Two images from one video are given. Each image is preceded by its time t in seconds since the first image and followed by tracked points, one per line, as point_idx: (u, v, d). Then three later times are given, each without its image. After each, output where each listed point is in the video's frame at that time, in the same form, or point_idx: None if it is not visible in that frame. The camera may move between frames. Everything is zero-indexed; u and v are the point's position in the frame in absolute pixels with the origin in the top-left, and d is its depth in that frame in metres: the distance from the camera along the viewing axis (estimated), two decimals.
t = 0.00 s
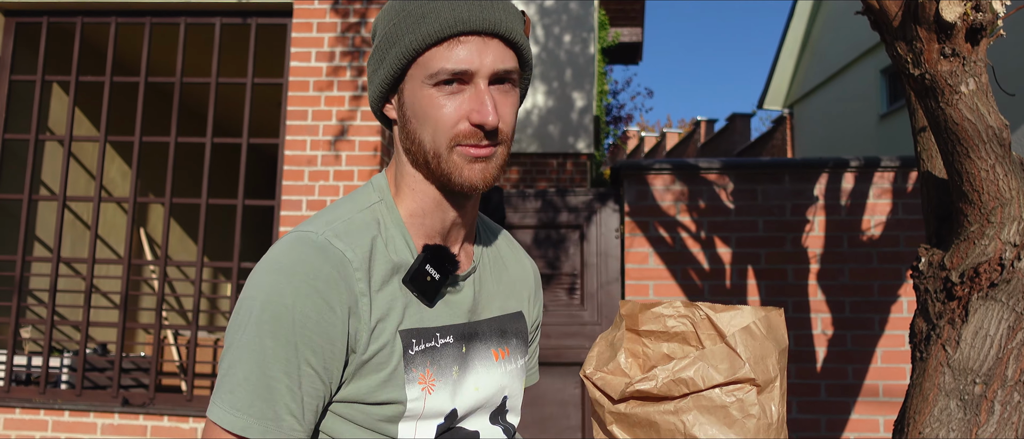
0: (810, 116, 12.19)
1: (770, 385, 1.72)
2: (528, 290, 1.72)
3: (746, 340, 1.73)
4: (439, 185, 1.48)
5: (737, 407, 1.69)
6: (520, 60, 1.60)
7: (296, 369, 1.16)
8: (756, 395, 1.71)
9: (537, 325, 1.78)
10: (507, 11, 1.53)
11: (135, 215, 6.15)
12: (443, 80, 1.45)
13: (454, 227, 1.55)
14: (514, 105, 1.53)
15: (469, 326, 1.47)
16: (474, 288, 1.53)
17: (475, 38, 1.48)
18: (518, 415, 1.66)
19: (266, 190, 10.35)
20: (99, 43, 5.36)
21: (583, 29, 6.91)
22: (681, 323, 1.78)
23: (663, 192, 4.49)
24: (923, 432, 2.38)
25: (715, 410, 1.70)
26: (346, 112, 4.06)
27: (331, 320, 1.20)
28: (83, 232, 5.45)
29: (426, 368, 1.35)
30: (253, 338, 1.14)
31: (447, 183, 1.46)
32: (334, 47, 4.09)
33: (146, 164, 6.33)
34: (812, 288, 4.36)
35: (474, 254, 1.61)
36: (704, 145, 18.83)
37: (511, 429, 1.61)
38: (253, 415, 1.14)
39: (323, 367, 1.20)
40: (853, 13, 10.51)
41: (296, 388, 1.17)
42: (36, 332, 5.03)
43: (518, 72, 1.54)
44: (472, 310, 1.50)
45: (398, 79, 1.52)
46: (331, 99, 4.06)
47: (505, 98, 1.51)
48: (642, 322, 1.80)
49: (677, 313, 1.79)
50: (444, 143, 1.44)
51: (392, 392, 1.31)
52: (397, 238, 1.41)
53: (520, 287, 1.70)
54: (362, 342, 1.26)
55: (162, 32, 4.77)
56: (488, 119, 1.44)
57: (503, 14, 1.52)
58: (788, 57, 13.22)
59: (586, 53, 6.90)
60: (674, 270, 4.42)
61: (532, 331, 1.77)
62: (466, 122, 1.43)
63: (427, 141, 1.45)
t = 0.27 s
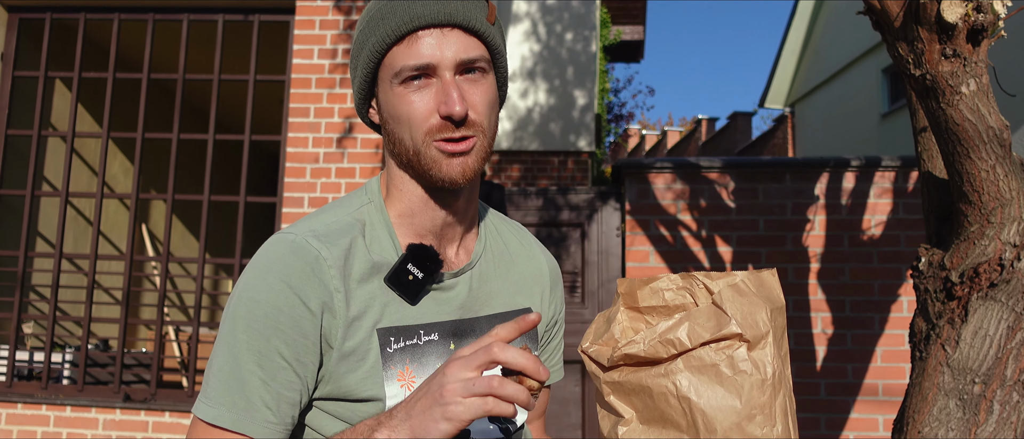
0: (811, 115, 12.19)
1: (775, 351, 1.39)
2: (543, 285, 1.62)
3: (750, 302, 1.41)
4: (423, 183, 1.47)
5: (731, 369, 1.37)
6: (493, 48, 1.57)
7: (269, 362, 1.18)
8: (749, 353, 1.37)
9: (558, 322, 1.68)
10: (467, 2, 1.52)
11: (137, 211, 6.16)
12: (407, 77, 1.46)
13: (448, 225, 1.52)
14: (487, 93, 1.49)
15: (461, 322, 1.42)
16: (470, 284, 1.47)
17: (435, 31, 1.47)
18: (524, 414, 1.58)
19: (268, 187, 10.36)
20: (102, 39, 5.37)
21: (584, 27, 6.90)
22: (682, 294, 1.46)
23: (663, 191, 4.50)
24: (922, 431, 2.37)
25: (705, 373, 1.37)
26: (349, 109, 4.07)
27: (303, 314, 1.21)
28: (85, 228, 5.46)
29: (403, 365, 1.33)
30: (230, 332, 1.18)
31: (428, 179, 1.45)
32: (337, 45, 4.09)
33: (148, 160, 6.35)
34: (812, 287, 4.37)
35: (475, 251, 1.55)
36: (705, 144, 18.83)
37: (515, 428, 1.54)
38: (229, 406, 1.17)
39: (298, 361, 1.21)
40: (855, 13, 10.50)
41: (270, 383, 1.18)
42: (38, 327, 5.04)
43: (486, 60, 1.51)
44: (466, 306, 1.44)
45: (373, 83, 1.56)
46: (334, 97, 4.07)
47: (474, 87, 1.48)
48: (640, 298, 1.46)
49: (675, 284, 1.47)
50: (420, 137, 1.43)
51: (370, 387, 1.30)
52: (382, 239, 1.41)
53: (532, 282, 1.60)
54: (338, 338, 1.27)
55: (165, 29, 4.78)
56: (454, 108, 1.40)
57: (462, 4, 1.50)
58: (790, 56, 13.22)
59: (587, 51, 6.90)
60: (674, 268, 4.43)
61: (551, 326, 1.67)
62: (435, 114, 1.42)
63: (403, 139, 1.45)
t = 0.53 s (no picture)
0: (810, 113, 12.20)
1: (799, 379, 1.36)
2: (546, 286, 1.60)
3: (775, 329, 1.39)
4: (422, 190, 1.48)
5: (753, 396, 1.34)
6: (494, 56, 1.57)
7: (270, 366, 1.18)
8: (771, 380, 1.35)
9: (566, 325, 1.67)
10: (468, 10, 1.52)
11: (137, 206, 6.16)
12: (407, 84, 1.46)
13: (446, 229, 1.52)
14: (487, 100, 1.50)
15: (457, 326, 1.42)
16: (469, 287, 1.47)
17: (436, 39, 1.48)
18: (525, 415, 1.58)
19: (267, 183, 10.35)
20: (102, 34, 5.36)
21: (584, 25, 6.89)
22: (706, 320, 1.45)
23: (662, 189, 4.50)
24: (919, 429, 2.42)
25: (727, 398, 1.34)
26: (350, 105, 4.07)
27: (302, 317, 1.20)
28: (85, 223, 5.46)
29: (397, 369, 1.33)
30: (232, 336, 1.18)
31: (426, 185, 1.45)
32: (337, 41, 4.10)
33: (148, 155, 6.35)
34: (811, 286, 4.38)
35: (476, 254, 1.54)
36: (704, 142, 18.83)
37: (514, 429, 1.54)
38: (230, 409, 1.16)
39: (297, 364, 1.21)
40: (855, 11, 10.50)
41: (272, 387, 1.18)
42: (37, 323, 5.05)
43: (487, 67, 1.51)
44: (462, 310, 1.44)
45: (374, 88, 1.56)
46: (334, 93, 4.07)
47: (475, 94, 1.48)
48: (664, 324, 1.46)
49: (699, 310, 1.46)
50: (418, 144, 1.43)
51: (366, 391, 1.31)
52: (380, 243, 1.40)
53: (535, 284, 1.59)
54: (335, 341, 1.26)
55: (165, 24, 4.77)
56: (453, 117, 1.41)
57: (463, 12, 1.50)
58: (789, 53, 13.22)
59: (587, 48, 6.89)
60: (673, 266, 4.44)
61: (558, 329, 1.65)
62: (434, 122, 1.42)
63: (402, 145, 1.46)
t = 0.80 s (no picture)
0: (805, 112, 12.24)
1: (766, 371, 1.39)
2: (541, 284, 1.61)
3: (743, 323, 1.42)
4: (425, 184, 1.48)
5: (720, 388, 1.37)
6: (499, 57, 1.59)
7: (273, 349, 1.17)
8: (739, 373, 1.37)
9: (558, 323, 1.67)
10: (476, 11, 1.52)
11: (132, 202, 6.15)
12: (415, 83, 1.46)
13: (448, 223, 1.52)
14: (493, 99, 1.52)
15: (457, 318, 1.42)
16: (468, 281, 1.47)
17: (444, 39, 1.48)
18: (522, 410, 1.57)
19: (261, 179, 10.33)
20: (99, 30, 5.35)
21: (580, 23, 6.91)
22: (681, 317, 1.48)
23: (657, 187, 4.52)
24: (911, 427, 2.46)
25: (696, 392, 1.36)
26: (346, 102, 4.07)
27: (308, 303, 1.20)
28: (80, 219, 5.45)
29: (400, 358, 1.32)
30: (236, 319, 1.17)
31: (430, 182, 1.47)
32: (334, 38, 4.10)
33: (143, 151, 6.34)
34: (804, 284, 4.41)
35: (474, 249, 1.54)
36: (699, 140, 18.87)
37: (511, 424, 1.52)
38: (231, 390, 1.16)
39: (301, 351, 1.20)
40: (850, 11, 10.54)
41: (273, 371, 1.18)
42: (32, 318, 5.04)
43: (493, 67, 1.52)
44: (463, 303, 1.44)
45: (379, 87, 1.55)
46: (330, 90, 4.08)
47: (482, 94, 1.50)
48: (641, 321, 1.49)
49: (676, 307, 1.50)
50: (422, 141, 1.45)
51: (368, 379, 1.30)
52: (385, 235, 1.40)
53: (530, 280, 1.59)
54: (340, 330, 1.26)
55: (160, 20, 4.77)
56: (461, 116, 1.43)
57: (472, 14, 1.51)
58: (784, 53, 13.26)
59: (584, 46, 6.91)
60: (668, 264, 4.46)
61: (551, 327, 1.65)
62: (441, 120, 1.44)
63: (407, 141, 1.47)
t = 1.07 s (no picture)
0: (798, 107, 12.29)
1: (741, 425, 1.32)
2: (540, 274, 1.63)
3: (724, 372, 1.34)
4: (436, 174, 1.48)
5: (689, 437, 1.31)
6: (521, 57, 1.59)
7: (270, 337, 1.19)
8: (712, 425, 1.31)
9: (553, 314, 1.68)
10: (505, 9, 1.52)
11: (126, 196, 6.14)
12: (439, 73, 1.46)
13: (454, 214, 1.53)
14: (511, 97, 1.52)
15: (463, 304, 1.43)
16: (472, 268, 1.48)
17: (471, 33, 1.47)
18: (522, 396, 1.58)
19: (256, 174, 10.32)
20: (92, 24, 5.34)
21: (575, 18, 6.93)
22: (671, 342, 1.45)
23: (652, 181, 4.53)
24: (902, 419, 2.50)
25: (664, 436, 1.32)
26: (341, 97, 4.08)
27: (306, 292, 1.20)
28: (74, 213, 5.44)
29: (407, 342, 1.33)
30: (236, 304, 1.19)
31: (441, 172, 1.46)
32: (328, 32, 4.11)
33: (138, 145, 6.33)
34: (797, 278, 4.44)
35: (477, 238, 1.55)
36: (692, 135, 18.91)
37: (512, 410, 1.52)
38: (229, 375, 1.19)
39: (298, 338, 1.21)
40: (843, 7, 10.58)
41: (270, 358, 1.20)
42: (26, 311, 5.05)
43: (514, 67, 1.52)
44: (467, 289, 1.45)
45: (399, 73, 1.55)
46: (325, 84, 4.09)
47: (501, 92, 1.50)
48: (634, 337, 1.49)
49: (670, 330, 1.46)
50: (437, 130, 1.45)
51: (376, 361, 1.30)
52: (390, 222, 1.41)
53: (529, 270, 1.61)
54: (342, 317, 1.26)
55: (155, 14, 4.77)
56: (480, 109, 1.43)
57: (500, 12, 1.50)
58: (778, 48, 13.30)
59: (578, 41, 6.93)
60: (661, 258, 4.48)
61: (548, 317, 1.66)
62: (459, 111, 1.44)
63: (422, 129, 1.46)
